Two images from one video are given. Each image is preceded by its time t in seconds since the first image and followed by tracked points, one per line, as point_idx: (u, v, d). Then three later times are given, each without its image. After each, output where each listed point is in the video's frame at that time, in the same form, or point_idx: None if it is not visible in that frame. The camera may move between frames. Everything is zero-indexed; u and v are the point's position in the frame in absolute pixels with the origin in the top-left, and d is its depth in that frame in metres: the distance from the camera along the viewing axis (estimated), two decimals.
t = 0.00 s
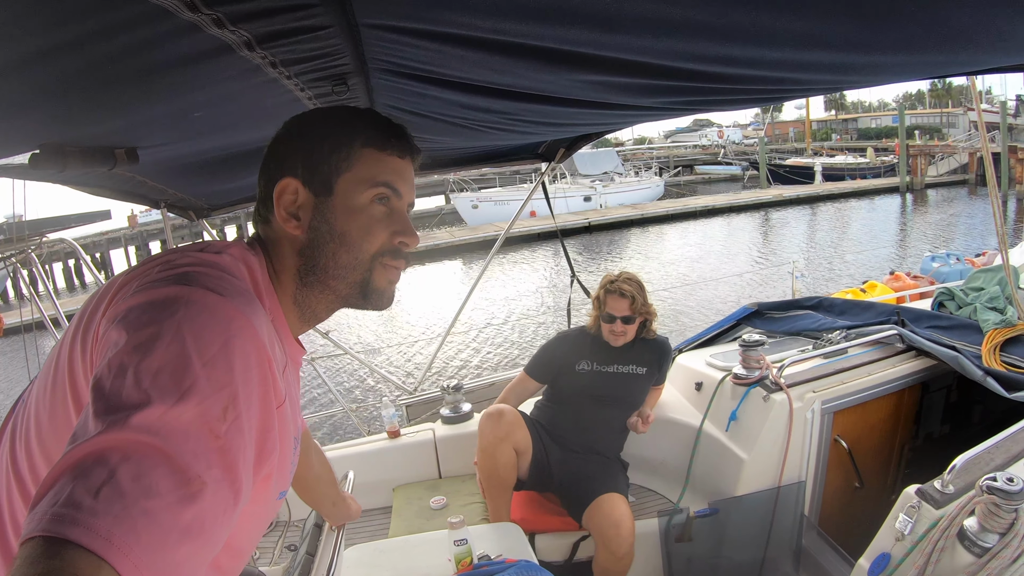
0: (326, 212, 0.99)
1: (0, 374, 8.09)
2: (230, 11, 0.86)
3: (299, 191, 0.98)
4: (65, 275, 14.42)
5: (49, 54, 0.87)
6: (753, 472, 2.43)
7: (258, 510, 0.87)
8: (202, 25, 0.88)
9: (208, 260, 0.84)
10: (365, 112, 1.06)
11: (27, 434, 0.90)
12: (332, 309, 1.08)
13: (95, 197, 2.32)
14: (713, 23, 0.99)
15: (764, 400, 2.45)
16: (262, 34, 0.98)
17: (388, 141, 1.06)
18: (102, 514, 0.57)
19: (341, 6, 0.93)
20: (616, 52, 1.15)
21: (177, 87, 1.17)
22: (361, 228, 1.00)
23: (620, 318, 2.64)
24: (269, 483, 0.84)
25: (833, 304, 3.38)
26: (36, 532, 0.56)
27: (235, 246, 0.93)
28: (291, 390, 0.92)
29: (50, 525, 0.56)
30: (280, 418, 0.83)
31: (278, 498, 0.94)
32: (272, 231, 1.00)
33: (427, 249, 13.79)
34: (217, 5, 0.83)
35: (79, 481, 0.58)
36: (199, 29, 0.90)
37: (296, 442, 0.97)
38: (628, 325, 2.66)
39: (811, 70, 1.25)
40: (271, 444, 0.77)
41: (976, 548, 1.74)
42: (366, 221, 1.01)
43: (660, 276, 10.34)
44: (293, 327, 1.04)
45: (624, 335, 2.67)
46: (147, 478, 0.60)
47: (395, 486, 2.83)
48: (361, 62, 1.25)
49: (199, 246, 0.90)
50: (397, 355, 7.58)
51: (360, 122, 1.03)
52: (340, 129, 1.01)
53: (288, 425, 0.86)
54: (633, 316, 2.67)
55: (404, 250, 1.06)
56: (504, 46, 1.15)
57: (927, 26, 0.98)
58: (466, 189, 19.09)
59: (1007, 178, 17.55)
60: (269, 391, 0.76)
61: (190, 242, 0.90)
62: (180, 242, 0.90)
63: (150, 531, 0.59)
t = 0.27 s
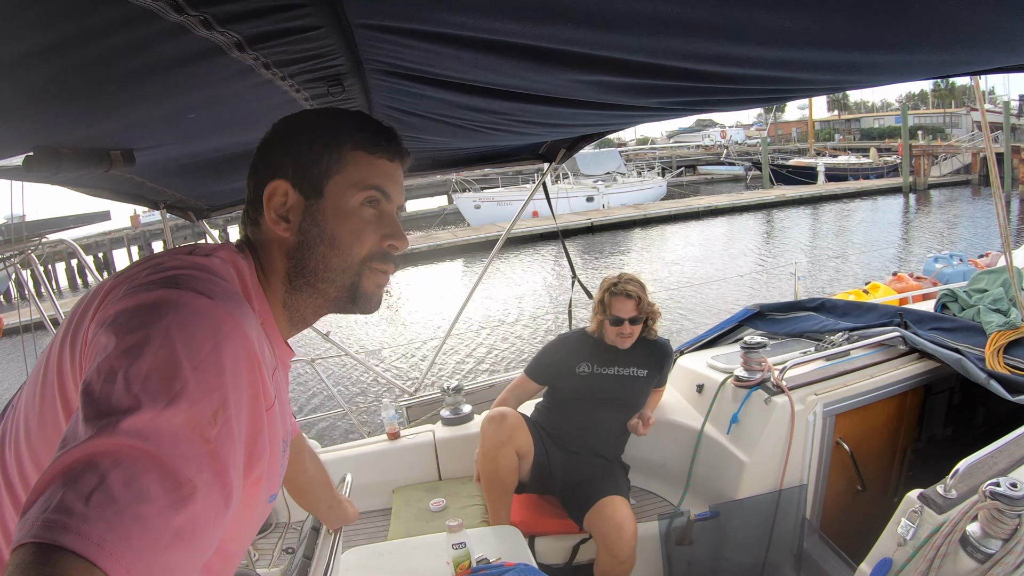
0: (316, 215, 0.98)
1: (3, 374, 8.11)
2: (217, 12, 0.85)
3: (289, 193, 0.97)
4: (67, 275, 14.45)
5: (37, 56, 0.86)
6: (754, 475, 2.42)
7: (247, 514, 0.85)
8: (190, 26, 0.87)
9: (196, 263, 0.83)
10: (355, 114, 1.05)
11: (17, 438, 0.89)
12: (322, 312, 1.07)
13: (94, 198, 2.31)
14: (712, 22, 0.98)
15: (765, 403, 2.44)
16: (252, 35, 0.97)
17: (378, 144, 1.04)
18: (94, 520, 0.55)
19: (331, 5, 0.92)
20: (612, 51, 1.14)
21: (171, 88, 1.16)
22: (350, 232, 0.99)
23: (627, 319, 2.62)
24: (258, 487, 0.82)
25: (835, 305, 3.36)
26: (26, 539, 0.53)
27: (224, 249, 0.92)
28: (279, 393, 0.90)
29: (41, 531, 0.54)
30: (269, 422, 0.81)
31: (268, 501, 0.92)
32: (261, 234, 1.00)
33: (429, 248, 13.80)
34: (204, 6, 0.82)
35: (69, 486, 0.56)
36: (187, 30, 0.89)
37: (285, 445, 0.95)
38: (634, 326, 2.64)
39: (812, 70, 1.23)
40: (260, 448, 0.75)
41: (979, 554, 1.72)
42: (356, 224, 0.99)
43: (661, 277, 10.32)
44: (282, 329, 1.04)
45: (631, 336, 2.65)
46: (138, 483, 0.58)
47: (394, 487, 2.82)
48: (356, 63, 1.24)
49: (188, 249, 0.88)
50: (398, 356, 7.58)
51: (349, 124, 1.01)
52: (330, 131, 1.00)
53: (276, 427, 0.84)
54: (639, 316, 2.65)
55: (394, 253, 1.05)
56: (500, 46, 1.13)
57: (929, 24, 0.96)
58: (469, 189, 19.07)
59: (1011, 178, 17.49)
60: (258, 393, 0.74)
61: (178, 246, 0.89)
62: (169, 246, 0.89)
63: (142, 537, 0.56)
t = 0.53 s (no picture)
0: (319, 213, 0.97)
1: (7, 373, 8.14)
2: (212, 11, 0.84)
3: (291, 191, 0.95)
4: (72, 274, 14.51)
5: (34, 55, 0.86)
6: (756, 477, 2.41)
7: (246, 513, 0.84)
8: (185, 26, 0.86)
9: (194, 263, 0.82)
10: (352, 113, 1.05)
11: (15, 438, 0.89)
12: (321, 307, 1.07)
13: (97, 198, 2.31)
14: (712, 20, 0.97)
15: (769, 404, 2.44)
16: (249, 34, 0.96)
17: (375, 142, 1.04)
18: (91, 519, 0.54)
19: (328, 4, 0.91)
20: (612, 49, 1.13)
21: (170, 88, 1.16)
22: (353, 229, 0.99)
23: (639, 318, 2.61)
24: (257, 486, 0.81)
25: (839, 306, 3.34)
26: (23, 539, 0.53)
27: (221, 249, 0.92)
28: (279, 393, 0.89)
29: (39, 531, 0.53)
30: (268, 421, 0.80)
31: (267, 500, 0.91)
32: (260, 232, 0.98)
33: (433, 248, 13.81)
34: (198, 5, 0.81)
35: (66, 486, 0.55)
36: (183, 30, 0.89)
37: (285, 444, 0.94)
38: (645, 324, 2.65)
39: (814, 68, 1.22)
40: (258, 447, 0.75)
41: (983, 558, 1.70)
42: (358, 221, 1.00)
43: (664, 277, 10.31)
44: (282, 327, 1.03)
45: (642, 335, 2.65)
46: (136, 482, 0.57)
47: (396, 488, 2.81)
48: (355, 62, 1.23)
49: (185, 249, 0.87)
50: (401, 356, 7.58)
51: (347, 122, 1.01)
52: (328, 129, 0.99)
53: (276, 427, 0.83)
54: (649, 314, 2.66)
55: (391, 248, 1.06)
56: (500, 45, 1.13)
57: (933, 22, 0.95)
58: (472, 189, 19.07)
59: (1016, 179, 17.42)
60: (256, 392, 0.73)
61: (177, 245, 0.89)
62: (168, 244, 0.88)
63: (140, 537, 0.56)
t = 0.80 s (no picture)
0: (327, 212, 0.96)
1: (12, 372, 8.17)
2: (208, 10, 0.84)
3: (297, 190, 0.93)
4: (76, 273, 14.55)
5: (31, 54, 0.85)
6: (759, 479, 2.40)
7: (245, 511, 0.83)
8: (181, 25, 0.86)
9: (194, 261, 0.81)
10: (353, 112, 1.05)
11: (14, 437, 0.88)
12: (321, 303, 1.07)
13: (99, 197, 2.32)
14: (714, 17, 0.96)
15: (771, 407, 2.42)
16: (246, 33, 0.96)
17: (376, 143, 1.04)
18: (89, 518, 0.53)
19: (325, 3, 0.91)
20: (614, 48, 1.12)
21: (169, 87, 1.16)
22: (358, 228, 0.99)
23: (643, 318, 2.61)
24: (256, 484, 0.80)
25: (842, 308, 3.33)
26: (21, 538, 0.52)
27: (222, 247, 0.90)
28: (278, 391, 0.88)
29: (37, 530, 0.53)
30: (268, 420, 0.80)
31: (266, 499, 0.90)
32: (262, 230, 0.96)
33: (436, 249, 13.82)
34: (193, 4, 0.81)
35: (65, 484, 0.55)
36: (179, 29, 0.88)
37: (284, 443, 0.93)
38: (649, 323, 2.65)
39: (817, 67, 1.21)
40: (256, 446, 0.74)
41: (985, 563, 1.70)
42: (365, 220, 1.00)
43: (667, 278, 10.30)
44: (283, 323, 1.03)
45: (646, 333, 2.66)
46: (134, 481, 0.56)
47: (397, 488, 2.81)
48: (355, 61, 1.23)
49: (185, 247, 0.87)
50: (403, 356, 7.58)
51: (348, 121, 1.00)
52: (332, 127, 0.97)
53: (275, 425, 0.82)
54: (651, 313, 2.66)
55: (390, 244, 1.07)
56: (500, 44, 1.12)
57: (937, 19, 0.94)
58: (475, 190, 19.07)
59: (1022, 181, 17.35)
60: (255, 391, 0.73)
61: (177, 243, 0.88)
62: (170, 243, 0.88)
63: (138, 536, 0.55)
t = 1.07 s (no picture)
0: (333, 211, 0.96)
1: (17, 371, 8.21)
2: (213, 10, 0.84)
3: (303, 189, 0.94)
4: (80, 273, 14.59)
5: (36, 54, 0.86)
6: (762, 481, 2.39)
7: (250, 509, 0.83)
8: (187, 25, 0.86)
9: (200, 259, 0.81)
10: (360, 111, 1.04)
11: (20, 434, 0.89)
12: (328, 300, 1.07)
13: (104, 198, 2.32)
14: (718, 18, 0.96)
15: (774, 409, 2.40)
16: (251, 33, 0.96)
17: (382, 142, 1.04)
18: (95, 515, 0.53)
19: (330, 3, 0.91)
20: (618, 49, 1.12)
21: (174, 88, 1.16)
22: (365, 228, 0.99)
23: (649, 318, 2.61)
24: (261, 482, 0.81)
25: (846, 310, 3.32)
26: (27, 535, 0.52)
27: (228, 245, 0.91)
28: (284, 389, 0.88)
29: (42, 527, 0.53)
30: (273, 418, 0.80)
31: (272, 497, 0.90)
32: (269, 228, 0.96)
33: (439, 249, 13.83)
34: (199, 4, 0.81)
35: (70, 482, 0.55)
36: (185, 29, 0.88)
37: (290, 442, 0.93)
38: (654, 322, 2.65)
39: (822, 68, 1.21)
40: (262, 445, 0.74)
41: (990, 564, 1.68)
42: (372, 220, 1.00)
43: (670, 280, 10.30)
44: (290, 321, 1.03)
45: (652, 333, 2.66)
46: (139, 479, 0.56)
47: (400, 489, 2.81)
48: (359, 62, 1.23)
49: (191, 245, 0.87)
50: (406, 357, 7.58)
51: (356, 120, 1.00)
52: (339, 126, 0.97)
53: (281, 423, 0.82)
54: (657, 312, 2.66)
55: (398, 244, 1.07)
56: (504, 45, 1.12)
57: (942, 21, 0.94)
58: (478, 190, 19.08)
59: None
60: (260, 389, 0.73)
61: (183, 242, 0.88)
62: (174, 241, 0.88)
63: (143, 534, 0.55)
